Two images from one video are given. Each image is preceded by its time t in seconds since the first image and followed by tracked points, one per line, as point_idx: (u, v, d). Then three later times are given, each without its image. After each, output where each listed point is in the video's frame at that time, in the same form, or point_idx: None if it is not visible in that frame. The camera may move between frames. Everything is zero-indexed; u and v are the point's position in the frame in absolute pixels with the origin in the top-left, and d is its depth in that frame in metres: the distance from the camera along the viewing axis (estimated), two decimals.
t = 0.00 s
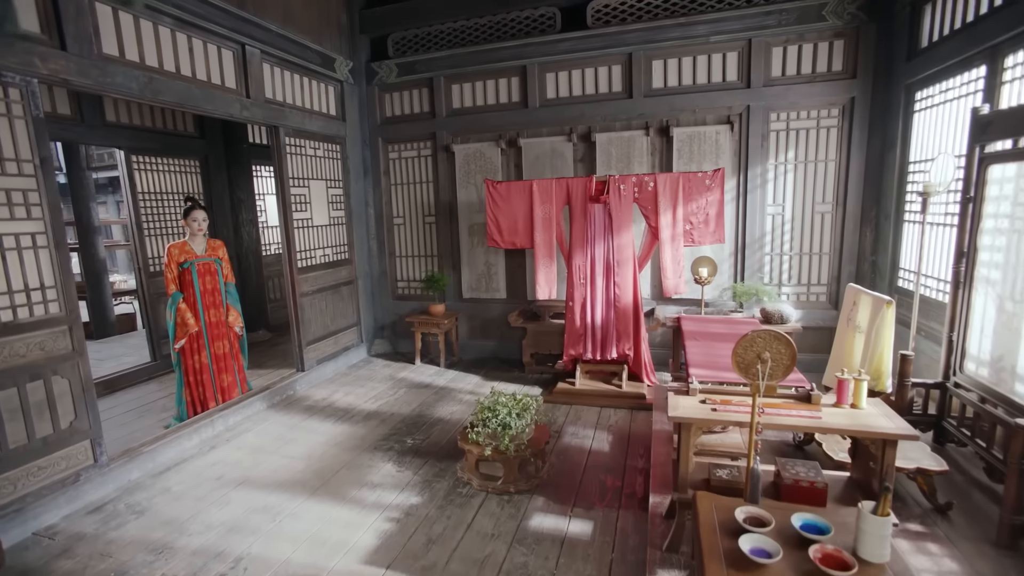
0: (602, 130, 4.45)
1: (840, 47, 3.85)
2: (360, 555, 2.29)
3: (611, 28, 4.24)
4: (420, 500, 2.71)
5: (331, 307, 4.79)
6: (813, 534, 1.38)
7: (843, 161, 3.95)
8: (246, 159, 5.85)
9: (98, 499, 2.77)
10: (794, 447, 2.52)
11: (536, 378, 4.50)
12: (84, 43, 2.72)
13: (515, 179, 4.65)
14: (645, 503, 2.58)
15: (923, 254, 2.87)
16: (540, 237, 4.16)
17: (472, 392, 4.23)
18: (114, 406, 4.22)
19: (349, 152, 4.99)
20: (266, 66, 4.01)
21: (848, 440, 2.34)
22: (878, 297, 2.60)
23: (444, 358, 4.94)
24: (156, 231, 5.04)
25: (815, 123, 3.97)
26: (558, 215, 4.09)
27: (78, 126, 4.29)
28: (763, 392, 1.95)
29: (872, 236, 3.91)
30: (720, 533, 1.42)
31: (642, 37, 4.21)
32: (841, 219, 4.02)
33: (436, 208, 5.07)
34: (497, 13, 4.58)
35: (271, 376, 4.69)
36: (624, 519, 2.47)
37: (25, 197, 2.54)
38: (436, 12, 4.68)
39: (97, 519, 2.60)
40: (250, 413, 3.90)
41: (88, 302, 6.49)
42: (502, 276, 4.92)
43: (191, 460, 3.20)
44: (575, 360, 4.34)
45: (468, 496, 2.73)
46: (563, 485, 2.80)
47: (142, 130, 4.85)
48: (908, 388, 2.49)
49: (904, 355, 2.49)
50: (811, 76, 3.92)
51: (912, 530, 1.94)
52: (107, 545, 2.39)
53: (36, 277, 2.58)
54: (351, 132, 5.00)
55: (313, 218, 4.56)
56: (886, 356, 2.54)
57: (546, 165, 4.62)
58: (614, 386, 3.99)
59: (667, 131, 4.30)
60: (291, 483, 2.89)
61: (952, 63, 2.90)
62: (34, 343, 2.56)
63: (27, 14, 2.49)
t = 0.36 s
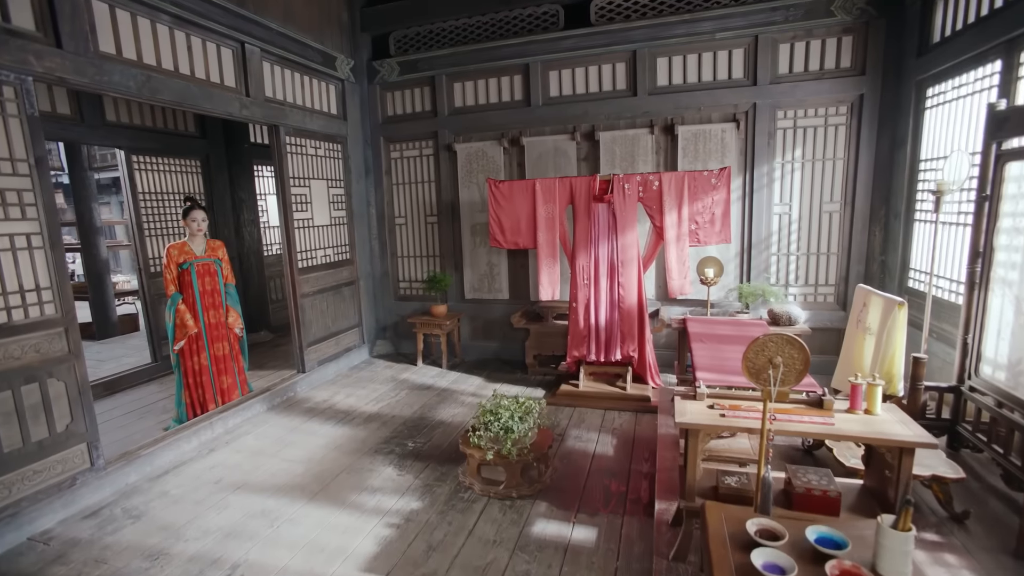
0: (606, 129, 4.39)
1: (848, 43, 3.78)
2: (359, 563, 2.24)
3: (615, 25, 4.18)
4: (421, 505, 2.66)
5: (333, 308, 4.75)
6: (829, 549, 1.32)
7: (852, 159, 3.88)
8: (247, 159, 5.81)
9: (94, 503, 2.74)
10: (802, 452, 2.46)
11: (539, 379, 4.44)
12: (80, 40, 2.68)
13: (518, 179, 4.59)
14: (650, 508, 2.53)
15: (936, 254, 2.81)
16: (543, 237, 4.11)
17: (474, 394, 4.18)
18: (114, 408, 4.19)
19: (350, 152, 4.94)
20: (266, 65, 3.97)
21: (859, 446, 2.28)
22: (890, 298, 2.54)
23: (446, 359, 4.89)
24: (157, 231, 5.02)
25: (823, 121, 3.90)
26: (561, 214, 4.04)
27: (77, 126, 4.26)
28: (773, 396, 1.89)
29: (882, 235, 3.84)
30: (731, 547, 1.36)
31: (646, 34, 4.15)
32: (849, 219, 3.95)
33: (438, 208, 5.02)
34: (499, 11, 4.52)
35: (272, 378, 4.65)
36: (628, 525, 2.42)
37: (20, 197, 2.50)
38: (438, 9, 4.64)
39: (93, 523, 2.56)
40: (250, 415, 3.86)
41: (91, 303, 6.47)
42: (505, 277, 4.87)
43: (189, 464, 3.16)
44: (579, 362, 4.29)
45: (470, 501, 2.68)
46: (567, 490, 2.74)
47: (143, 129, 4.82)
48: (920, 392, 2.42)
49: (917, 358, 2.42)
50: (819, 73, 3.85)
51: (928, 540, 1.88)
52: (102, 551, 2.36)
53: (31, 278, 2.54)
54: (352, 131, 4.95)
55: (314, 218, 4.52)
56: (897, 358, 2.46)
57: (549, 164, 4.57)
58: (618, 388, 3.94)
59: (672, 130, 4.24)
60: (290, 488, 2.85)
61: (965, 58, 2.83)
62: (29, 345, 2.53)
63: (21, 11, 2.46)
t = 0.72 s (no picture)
0: (611, 127, 4.33)
1: (859, 39, 3.69)
2: (358, 572, 2.19)
3: (620, 22, 4.12)
4: (422, 511, 2.60)
5: (334, 309, 4.70)
6: (849, 568, 1.25)
7: (863, 157, 3.80)
8: (249, 159, 5.77)
9: (91, 508, 2.70)
10: (814, 459, 2.39)
11: (543, 381, 4.38)
12: (76, 38, 2.64)
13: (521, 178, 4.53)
14: (656, 516, 2.46)
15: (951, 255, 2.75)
16: (547, 237, 4.04)
17: (477, 397, 4.12)
18: (114, 410, 4.16)
19: (352, 151, 4.89)
20: (267, 63, 3.92)
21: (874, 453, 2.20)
22: (905, 300, 2.45)
23: (449, 361, 4.83)
24: (158, 232, 4.98)
25: (833, 118, 3.82)
26: (566, 214, 3.97)
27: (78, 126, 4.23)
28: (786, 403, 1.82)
29: (893, 235, 3.75)
30: (745, 564, 1.29)
31: (652, 30, 4.08)
32: (860, 219, 3.86)
33: (441, 207, 4.97)
34: (503, 8, 4.47)
35: (273, 379, 4.61)
36: (634, 534, 2.35)
37: (14, 197, 2.46)
38: (440, 7, 4.58)
39: (88, 529, 2.52)
40: (250, 417, 3.81)
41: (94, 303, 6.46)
42: (508, 277, 4.81)
43: (187, 467, 3.11)
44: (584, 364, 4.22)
45: (472, 507, 2.62)
46: (571, 496, 2.68)
47: (144, 129, 4.79)
48: (936, 397, 2.34)
49: (933, 362, 2.33)
50: (829, 69, 3.77)
51: (948, 553, 1.80)
52: (97, 558, 2.31)
53: (25, 280, 2.50)
54: (354, 130, 4.90)
55: (316, 218, 4.47)
56: (912, 362, 2.37)
57: (553, 163, 4.50)
58: (624, 391, 3.88)
59: (678, 128, 4.17)
60: (289, 493, 2.79)
61: (982, 53, 2.75)
62: (24, 348, 2.49)
63: (15, 8, 2.42)
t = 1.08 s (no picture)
0: (615, 126, 4.27)
1: (869, 34, 3.62)
2: None
3: (625, 19, 4.06)
4: (422, 517, 2.55)
5: (336, 310, 4.66)
6: None
7: (873, 156, 3.72)
8: (251, 158, 5.73)
9: (87, 512, 2.66)
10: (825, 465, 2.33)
11: (546, 383, 4.33)
12: (72, 36, 2.61)
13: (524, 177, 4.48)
14: (662, 523, 2.40)
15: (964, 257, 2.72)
16: (551, 237, 3.99)
17: (479, 399, 4.07)
18: (114, 412, 4.13)
19: (354, 151, 4.85)
20: (267, 62, 3.88)
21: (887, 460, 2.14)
22: (918, 302, 2.38)
23: (452, 363, 4.79)
24: (159, 232, 4.96)
25: (842, 116, 3.75)
26: (570, 214, 3.91)
27: (78, 126, 4.20)
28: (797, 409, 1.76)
29: (904, 235, 3.68)
30: None
31: (657, 27, 4.02)
32: (869, 218, 3.79)
33: (443, 207, 4.92)
34: (506, 5, 4.42)
35: (274, 381, 4.57)
36: (639, 541, 2.30)
37: (9, 197, 2.42)
38: (442, 5, 4.53)
39: (84, 534, 2.49)
40: (250, 419, 3.77)
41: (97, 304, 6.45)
42: (511, 278, 4.76)
43: (186, 470, 3.08)
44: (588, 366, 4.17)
45: (473, 513, 2.57)
46: (575, 502, 2.62)
47: (145, 129, 4.76)
48: (951, 402, 2.25)
49: (948, 365, 2.23)
50: (838, 66, 3.69)
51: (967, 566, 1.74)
52: (92, 564, 2.28)
53: (21, 281, 2.47)
54: (356, 129, 4.86)
55: (317, 218, 4.43)
56: (925, 365, 2.29)
57: (557, 162, 4.45)
58: (628, 394, 3.82)
59: (683, 127, 4.11)
60: (288, 497, 2.75)
61: (997, 48, 2.68)
62: (19, 349, 2.45)
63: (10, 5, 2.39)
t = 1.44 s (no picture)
0: (620, 125, 4.21)
1: (880, 30, 3.54)
2: None
3: (630, 16, 4.00)
4: (423, 523, 2.50)
5: (338, 311, 4.62)
6: None
7: (883, 155, 3.65)
8: (253, 158, 5.70)
9: (84, 516, 2.63)
10: (836, 473, 2.26)
11: (550, 385, 4.27)
12: (70, 33, 2.58)
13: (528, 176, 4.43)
14: (668, 530, 2.34)
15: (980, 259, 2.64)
16: (555, 238, 3.93)
17: (482, 401, 4.02)
18: (115, 414, 4.10)
19: (356, 150, 4.81)
20: (268, 61, 3.85)
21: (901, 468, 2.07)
22: (932, 304, 2.31)
23: (454, 364, 4.74)
24: (160, 232, 4.93)
25: (852, 114, 3.67)
26: (574, 214, 3.86)
27: (79, 125, 4.18)
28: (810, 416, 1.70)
29: (915, 235, 3.60)
30: None
31: (663, 24, 3.96)
32: (880, 218, 3.71)
33: (446, 207, 4.88)
34: (509, 3, 4.37)
35: (275, 382, 4.53)
36: (645, 550, 2.24)
37: (5, 197, 2.39)
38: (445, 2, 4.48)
39: (81, 539, 2.45)
40: (251, 421, 3.74)
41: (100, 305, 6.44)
42: (514, 279, 4.70)
43: (185, 474, 3.04)
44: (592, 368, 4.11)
45: (475, 519, 2.52)
46: (579, 508, 2.57)
47: (146, 129, 4.74)
48: (967, 408, 2.17)
49: (964, 370, 2.15)
50: (847, 63, 3.62)
51: None
52: (87, 569, 2.24)
53: (17, 282, 2.44)
54: (358, 129, 4.82)
55: (318, 218, 4.39)
56: (941, 370, 2.21)
57: (561, 162, 4.39)
58: (633, 397, 3.76)
59: (689, 125, 4.05)
60: (287, 502, 2.71)
61: (1012, 43, 2.61)
62: (15, 352, 2.42)
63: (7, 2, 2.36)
